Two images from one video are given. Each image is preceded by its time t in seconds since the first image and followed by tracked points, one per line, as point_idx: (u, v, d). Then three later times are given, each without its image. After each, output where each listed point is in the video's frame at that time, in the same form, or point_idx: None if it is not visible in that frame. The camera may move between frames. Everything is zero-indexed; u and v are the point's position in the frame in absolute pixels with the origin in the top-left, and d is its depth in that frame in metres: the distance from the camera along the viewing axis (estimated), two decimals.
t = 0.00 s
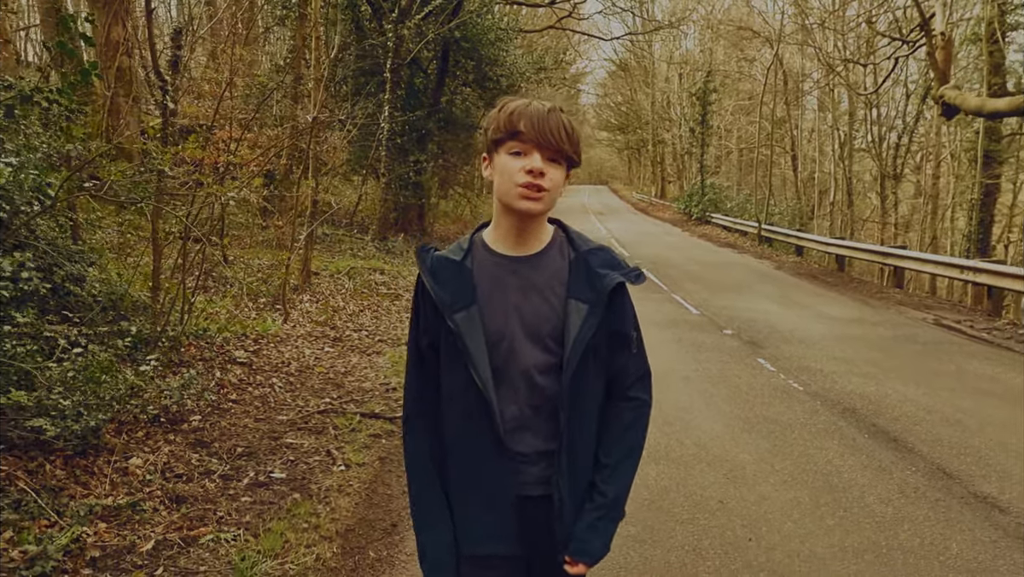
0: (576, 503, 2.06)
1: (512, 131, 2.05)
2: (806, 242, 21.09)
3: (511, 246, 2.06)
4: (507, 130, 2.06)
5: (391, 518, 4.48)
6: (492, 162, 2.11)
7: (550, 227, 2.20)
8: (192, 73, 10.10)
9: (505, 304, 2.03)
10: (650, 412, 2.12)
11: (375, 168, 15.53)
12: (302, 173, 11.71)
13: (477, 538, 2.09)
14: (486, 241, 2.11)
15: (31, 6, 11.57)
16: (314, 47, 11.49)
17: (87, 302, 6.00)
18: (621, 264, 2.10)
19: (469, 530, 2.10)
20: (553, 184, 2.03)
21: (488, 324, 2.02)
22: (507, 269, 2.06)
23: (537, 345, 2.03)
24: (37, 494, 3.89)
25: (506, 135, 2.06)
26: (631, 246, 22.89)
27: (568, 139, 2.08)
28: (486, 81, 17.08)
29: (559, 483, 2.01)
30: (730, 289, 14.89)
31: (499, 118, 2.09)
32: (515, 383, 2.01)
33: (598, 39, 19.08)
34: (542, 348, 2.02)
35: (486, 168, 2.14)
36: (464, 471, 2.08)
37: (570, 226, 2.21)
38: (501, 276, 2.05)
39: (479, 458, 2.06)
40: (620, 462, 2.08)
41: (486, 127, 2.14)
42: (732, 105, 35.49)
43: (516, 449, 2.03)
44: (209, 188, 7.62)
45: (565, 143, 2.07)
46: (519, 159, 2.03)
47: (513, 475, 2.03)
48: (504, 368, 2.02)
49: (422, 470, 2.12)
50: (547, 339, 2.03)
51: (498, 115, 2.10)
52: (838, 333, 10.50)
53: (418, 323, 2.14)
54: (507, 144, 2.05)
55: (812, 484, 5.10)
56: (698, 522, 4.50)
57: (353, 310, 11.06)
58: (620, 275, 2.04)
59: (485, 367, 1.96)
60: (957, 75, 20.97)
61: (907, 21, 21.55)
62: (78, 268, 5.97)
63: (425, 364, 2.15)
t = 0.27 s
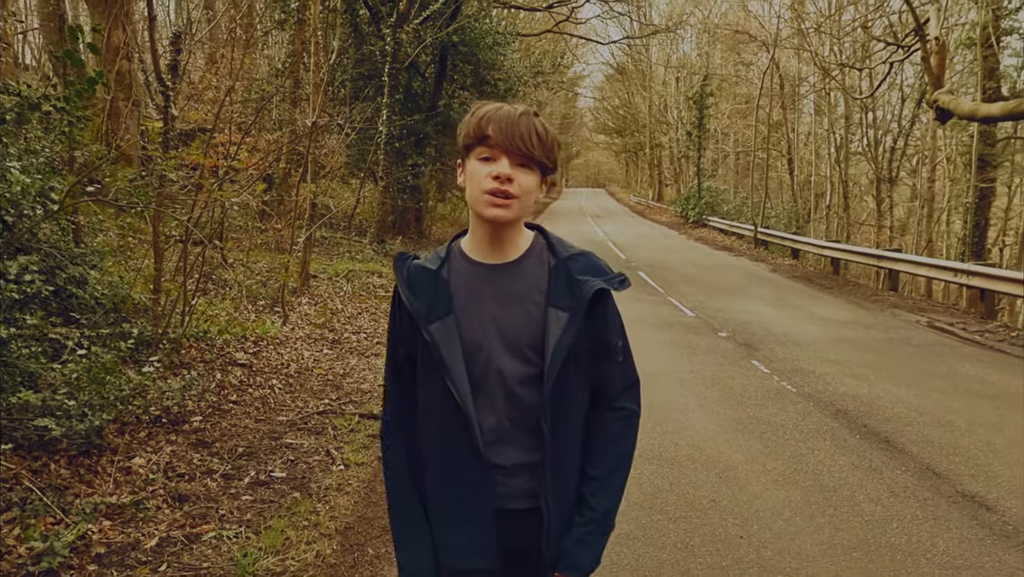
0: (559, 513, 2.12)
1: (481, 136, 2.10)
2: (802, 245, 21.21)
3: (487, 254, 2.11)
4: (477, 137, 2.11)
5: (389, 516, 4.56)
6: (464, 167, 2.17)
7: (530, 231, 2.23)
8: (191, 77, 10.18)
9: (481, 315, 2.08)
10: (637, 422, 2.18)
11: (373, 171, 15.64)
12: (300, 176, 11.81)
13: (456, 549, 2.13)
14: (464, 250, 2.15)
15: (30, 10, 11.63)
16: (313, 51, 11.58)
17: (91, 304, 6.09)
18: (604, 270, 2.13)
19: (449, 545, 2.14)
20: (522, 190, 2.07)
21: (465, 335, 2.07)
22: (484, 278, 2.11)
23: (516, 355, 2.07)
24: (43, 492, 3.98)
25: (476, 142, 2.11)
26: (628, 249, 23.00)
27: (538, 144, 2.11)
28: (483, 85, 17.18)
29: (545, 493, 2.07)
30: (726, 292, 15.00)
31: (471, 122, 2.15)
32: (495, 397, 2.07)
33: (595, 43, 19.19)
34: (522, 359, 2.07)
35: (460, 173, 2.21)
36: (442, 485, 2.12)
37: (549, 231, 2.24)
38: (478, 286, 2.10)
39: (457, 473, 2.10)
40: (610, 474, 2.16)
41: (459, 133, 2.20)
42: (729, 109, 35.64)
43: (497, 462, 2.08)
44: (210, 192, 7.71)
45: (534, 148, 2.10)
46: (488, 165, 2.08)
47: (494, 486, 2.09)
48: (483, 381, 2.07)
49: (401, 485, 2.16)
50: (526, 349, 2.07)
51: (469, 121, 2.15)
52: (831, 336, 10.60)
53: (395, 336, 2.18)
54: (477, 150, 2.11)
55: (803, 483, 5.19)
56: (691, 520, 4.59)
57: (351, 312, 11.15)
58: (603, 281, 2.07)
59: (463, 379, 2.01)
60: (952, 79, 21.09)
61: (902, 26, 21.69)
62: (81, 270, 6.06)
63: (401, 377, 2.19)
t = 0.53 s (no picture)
0: (535, 511, 2.15)
1: (450, 132, 2.16)
2: (797, 247, 21.35)
3: (459, 251, 2.18)
4: (448, 132, 2.17)
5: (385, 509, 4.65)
6: (435, 163, 2.23)
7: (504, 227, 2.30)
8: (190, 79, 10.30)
9: (454, 313, 2.14)
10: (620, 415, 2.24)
11: (370, 173, 15.78)
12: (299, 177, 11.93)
13: (430, 550, 2.16)
14: (437, 248, 2.22)
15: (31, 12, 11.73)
16: (312, 53, 11.70)
17: (93, 302, 6.21)
18: (579, 265, 2.19)
19: (424, 546, 2.17)
20: (494, 184, 2.13)
21: (438, 333, 2.13)
22: (457, 275, 2.17)
23: (489, 353, 2.13)
24: (49, 484, 4.12)
25: (446, 138, 2.17)
26: (624, 251, 23.12)
27: (508, 138, 2.17)
28: (481, 88, 17.30)
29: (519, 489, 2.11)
30: (720, 294, 15.13)
31: (440, 118, 2.20)
32: (468, 395, 2.12)
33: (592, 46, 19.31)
34: (495, 356, 2.13)
35: (430, 169, 2.26)
36: (416, 486, 2.17)
37: (524, 227, 2.31)
38: (450, 283, 2.16)
39: (431, 472, 2.14)
40: (594, 470, 2.20)
41: (428, 129, 2.24)
42: (725, 112, 35.82)
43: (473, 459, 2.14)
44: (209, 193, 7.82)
45: (505, 142, 2.16)
46: (459, 161, 2.13)
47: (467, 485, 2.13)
48: (456, 380, 2.13)
49: (376, 487, 2.20)
50: (500, 346, 2.13)
51: (439, 117, 2.20)
52: (823, 336, 10.72)
53: (368, 335, 2.25)
54: (447, 146, 2.16)
55: (791, 478, 5.31)
56: (680, 513, 4.70)
57: (348, 312, 11.26)
58: (576, 276, 2.13)
59: (433, 377, 2.08)
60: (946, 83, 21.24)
61: (896, 30, 21.85)
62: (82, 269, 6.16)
63: (376, 377, 2.25)
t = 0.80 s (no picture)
0: (518, 497, 2.13)
1: (448, 119, 2.12)
2: (795, 245, 21.46)
3: (443, 239, 2.16)
4: (443, 119, 2.12)
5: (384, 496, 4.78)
6: (426, 151, 2.17)
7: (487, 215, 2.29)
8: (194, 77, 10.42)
9: (437, 298, 2.13)
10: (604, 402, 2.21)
11: (371, 170, 15.91)
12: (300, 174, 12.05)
13: (415, 535, 2.16)
14: (421, 235, 2.21)
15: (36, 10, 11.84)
16: (314, 51, 11.81)
17: (98, 295, 6.36)
18: (561, 253, 2.19)
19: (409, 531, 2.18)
20: (493, 172, 2.11)
21: (421, 319, 2.12)
22: (442, 261, 2.15)
23: (472, 339, 2.12)
24: (57, 470, 4.29)
25: (442, 125, 2.12)
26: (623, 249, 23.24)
27: (503, 125, 2.16)
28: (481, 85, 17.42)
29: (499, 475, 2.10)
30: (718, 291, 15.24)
31: (433, 105, 2.16)
32: (449, 383, 2.12)
33: (593, 44, 19.41)
34: (478, 342, 2.12)
35: (418, 158, 2.21)
36: (400, 471, 2.16)
37: (507, 215, 2.30)
38: (434, 269, 2.15)
39: (414, 458, 2.14)
40: (581, 458, 2.18)
41: (418, 116, 2.19)
42: (726, 110, 35.93)
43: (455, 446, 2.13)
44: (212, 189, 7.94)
45: (501, 129, 2.15)
46: (457, 149, 2.10)
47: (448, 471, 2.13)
48: (438, 366, 2.12)
49: (361, 474, 2.20)
50: (484, 332, 2.12)
51: (433, 103, 2.16)
52: (818, 333, 10.83)
53: (351, 322, 2.25)
54: (444, 133, 2.12)
55: (781, 469, 5.42)
56: (671, 501, 4.82)
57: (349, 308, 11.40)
58: (557, 263, 2.13)
59: (416, 363, 2.07)
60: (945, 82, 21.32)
61: (896, 29, 21.94)
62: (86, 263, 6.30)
63: (360, 364, 2.25)
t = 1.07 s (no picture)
0: (520, 499, 2.15)
1: (444, 121, 2.19)
2: (803, 243, 21.46)
3: (447, 240, 2.19)
4: (439, 120, 2.20)
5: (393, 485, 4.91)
6: (425, 153, 2.25)
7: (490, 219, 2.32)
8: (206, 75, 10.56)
9: (441, 300, 2.14)
10: (603, 405, 2.25)
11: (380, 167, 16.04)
12: (310, 171, 12.18)
13: (417, 536, 2.17)
14: (426, 236, 2.22)
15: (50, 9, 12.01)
16: (324, 49, 11.93)
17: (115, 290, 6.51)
18: (563, 255, 2.21)
19: (410, 529, 2.18)
20: (486, 171, 2.16)
21: (425, 320, 2.13)
22: (447, 263, 2.18)
23: (476, 341, 2.13)
24: (78, 458, 4.44)
25: (438, 127, 2.20)
26: (631, 246, 23.29)
27: (498, 127, 2.22)
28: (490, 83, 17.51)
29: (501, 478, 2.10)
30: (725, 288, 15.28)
31: (432, 108, 2.23)
32: (453, 383, 2.12)
33: (601, 41, 19.45)
34: (481, 344, 2.13)
35: (419, 161, 2.28)
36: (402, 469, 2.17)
37: (509, 218, 2.32)
38: (438, 270, 2.16)
39: (417, 459, 2.14)
40: (581, 459, 2.22)
41: (418, 119, 2.27)
42: (734, 107, 35.86)
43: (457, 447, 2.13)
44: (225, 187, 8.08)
45: (495, 131, 2.21)
46: (452, 148, 2.17)
47: (452, 473, 2.13)
48: (442, 366, 2.12)
49: (363, 472, 2.20)
50: (488, 334, 2.13)
51: (431, 106, 2.23)
52: (824, 329, 10.89)
53: (354, 322, 2.23)
54: (440, 134, 2.19)
55: (782, 461, 5.52)
56: (673, 492, 4.93)
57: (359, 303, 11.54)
58: (560, 266, 2.15)
59: (421, 364, 2.07)
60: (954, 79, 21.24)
61: (905, 25, 21.86)
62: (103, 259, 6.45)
63: (362, 362, 2.24)
